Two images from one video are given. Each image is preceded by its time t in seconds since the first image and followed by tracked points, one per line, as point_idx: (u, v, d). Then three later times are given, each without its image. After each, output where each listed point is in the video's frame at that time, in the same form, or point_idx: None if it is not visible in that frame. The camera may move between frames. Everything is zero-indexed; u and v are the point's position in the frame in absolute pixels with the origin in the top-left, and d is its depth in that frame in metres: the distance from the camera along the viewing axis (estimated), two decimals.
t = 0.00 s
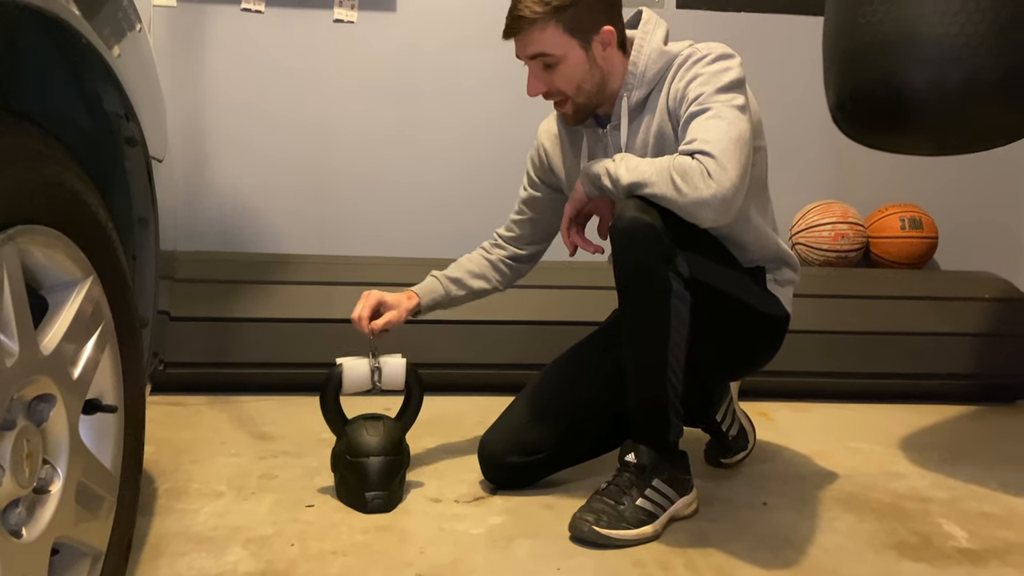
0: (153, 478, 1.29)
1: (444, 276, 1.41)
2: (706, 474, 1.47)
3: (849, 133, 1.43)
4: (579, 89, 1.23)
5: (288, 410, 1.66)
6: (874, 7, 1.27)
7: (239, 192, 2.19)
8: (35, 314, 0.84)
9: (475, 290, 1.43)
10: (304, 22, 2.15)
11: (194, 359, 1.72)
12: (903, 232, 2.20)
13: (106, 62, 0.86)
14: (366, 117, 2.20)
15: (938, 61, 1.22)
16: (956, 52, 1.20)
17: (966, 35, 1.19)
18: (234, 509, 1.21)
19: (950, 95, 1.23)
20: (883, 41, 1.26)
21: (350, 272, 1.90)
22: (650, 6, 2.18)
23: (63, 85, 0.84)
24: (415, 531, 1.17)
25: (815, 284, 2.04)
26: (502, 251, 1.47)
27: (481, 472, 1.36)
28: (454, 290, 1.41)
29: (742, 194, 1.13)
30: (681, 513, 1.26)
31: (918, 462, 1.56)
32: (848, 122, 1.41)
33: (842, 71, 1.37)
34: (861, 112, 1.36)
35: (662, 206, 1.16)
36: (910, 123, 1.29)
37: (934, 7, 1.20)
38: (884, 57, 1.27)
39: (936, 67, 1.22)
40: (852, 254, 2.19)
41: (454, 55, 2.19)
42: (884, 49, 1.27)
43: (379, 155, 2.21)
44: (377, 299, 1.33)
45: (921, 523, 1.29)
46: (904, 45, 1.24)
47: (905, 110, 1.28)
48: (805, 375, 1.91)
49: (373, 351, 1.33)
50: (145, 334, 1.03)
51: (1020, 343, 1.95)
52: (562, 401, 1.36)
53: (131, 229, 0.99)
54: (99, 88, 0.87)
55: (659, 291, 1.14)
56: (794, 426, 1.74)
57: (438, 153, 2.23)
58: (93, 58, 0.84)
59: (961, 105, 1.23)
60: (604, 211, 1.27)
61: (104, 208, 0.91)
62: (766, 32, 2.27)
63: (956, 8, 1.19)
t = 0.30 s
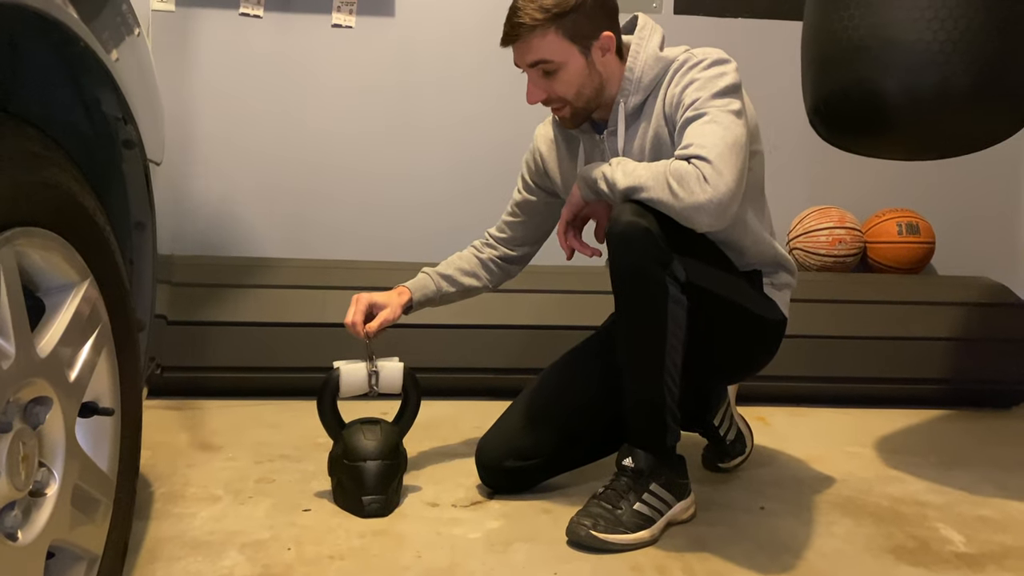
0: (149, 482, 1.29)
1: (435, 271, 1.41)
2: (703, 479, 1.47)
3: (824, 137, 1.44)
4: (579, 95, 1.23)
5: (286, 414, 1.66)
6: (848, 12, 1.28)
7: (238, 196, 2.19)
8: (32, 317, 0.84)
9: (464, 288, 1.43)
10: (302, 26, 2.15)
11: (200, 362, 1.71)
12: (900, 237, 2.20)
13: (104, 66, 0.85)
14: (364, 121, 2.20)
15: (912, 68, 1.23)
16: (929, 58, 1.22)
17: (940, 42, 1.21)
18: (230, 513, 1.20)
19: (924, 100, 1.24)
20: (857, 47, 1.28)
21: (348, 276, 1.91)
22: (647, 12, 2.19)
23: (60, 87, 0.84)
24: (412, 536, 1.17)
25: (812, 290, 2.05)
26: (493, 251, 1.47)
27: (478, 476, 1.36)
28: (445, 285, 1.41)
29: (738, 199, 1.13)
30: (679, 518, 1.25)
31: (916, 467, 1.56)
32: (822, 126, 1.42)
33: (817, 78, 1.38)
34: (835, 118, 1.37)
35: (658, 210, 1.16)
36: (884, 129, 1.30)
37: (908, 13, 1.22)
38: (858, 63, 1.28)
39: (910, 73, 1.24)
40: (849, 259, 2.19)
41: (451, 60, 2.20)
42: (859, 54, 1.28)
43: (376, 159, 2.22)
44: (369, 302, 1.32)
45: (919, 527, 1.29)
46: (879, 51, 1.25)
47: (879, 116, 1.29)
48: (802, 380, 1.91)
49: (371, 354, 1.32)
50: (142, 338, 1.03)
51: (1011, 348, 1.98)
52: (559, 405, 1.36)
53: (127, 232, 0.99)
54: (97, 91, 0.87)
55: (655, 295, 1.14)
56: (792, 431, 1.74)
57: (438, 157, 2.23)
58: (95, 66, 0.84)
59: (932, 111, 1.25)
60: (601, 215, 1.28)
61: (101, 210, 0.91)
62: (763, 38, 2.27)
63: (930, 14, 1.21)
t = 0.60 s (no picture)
0: (147, 486, 1.28)
1: (434, 275, 1.41)
2: (702, 483, 1.47)
3: (811, 141, 1.45)
4: (576, 99, 1.23)
5: (284, 418, 1.66)
6: (836, 15, 1.30)
7: (239, 200, 2.19)
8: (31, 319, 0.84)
9: (464, 292, 1.43)
10: (302, 30, 2.16)
11: (200, 367, 1.72)
12: (898, 242, 2.21)
13: (105, 69, 0.85)
14: (364, 125, 2.21)
15: (899, 72, 1.25)
16: (916, 62, 1.24)
17: (926, 47, 1.23)
18: (228, 517, 1.20)
19: (910, 104, 1.26)
20: (846, 51, 1.29)
21: (348, 280, 1.91)
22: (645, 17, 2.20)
23: (59, 91, 0.84)
24: (410, 540, 1.16)
25: (811, 294, 2.04)
26: (492, 255, 1.47)
27: (476, 480, 1.36)
28: (444, 290, 1.41)
29: (734, 203, 1.13)
30: (678, 522, 1.25)
31: (914, 471, 1.56)
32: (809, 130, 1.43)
33: (804, 82, 1.39)
34: (821, 122, 1.38)
35: (655, 215, 1.16)
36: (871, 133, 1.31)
37: (896, 18, 1.24)
38: (846, 67, 1.29)
39: (898, 77, 1.25)
40: (847, 264, 2.19)
41: (450, 65, 2.21)
42: (847, 58, 1.29)
43: (375, 163, 2.22)
44: (367, 306, 1.32)
45: (918, 532, 1.29)
46: (868, 55, 1.26)
47: (868, 120, 1.30)
48: (800, 384, 1.91)
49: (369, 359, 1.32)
50: (140, 340, 1.03)
51: (1009, 352, 1.98)
52: (557, 408, 1.36)
53: (125, 234, 0.99)
54: (97, 94, 0.87)
55: (653, 299, 1.14)
56: (790, 435, 1.74)
57: (438, 161, 2.23)
58: (94, 67, 0.84)
59: (918, 115, 1.26)
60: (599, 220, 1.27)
61: (100, 212, 0.91)
62: (761, 43, 2.28)
63: (917, 18, 1.23)
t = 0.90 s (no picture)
0: (145, 494, 1.28)
1: (434, 283, 1.41)
2: (701, 491, 1.47)
3: (813, 150, 1.45)
4: (576, 107, 1.23)
5: (283, 426, 1.66)
6: (837, 25, 1.30)
7: (239, 206, 2.19)
8: (31, 326, 0.84)
9: (464, 299, 1.43)
10: (302, 38, 2.17)
11: (201, 375, 1.72)
12: (896, 250, 2.21)
13: (107, 77, 0.86)
14: (364, 133, 2.21)
15: (902, 82, 1.25)
16: (919, 71, 1.24)
17: (928, 56, 1.24)
18: (227, 525, 1.20)
19: (914, 113, 1.26)
20: (848, 60, 1.29)
21: (348, 287, 1.91)
22: (645, 26, 2.21)
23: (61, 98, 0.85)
24: (409, 548, 1.16)
25: (810, 302, 2.05)
26: (492, 263, 1.47)
27: (476, 488, 1.36)
28: (444, 298, 1.41)
29: (733, 211, 1.14)
30: (677, 530, 1.25)
31: (914, 479, 1.56)
32: (811, 138, 1.43)
33: (806, 90, 1.39)
34: (824, 131, 1.38)
35: (654, 223, 1.16)
36: (874, 141, 1.32)
37: (898, 27, 1.24)
38: (848, 76, 1.30)
39: (901, 86, 1.26)
40: (846, 272, 2.20)
41: (449, 73, 2.21)
42: (849, 67, 1.29)
43: (375, 170, 2.22)
44: (365, 313, 1.32)
45: (917, 540, 1.29)
46: (870, 65, 1.27)
47: (871, 129, 1.31)
48: (800, 392, 1.91)
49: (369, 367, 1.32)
50: (140, 347, 1.03)
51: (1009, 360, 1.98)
52: (557, 416, 1.36)
53: (126, 241, 0.99)
54: (98, 101, 0.87)
55: (651, 307, 1.14)
56: (789, 444, 1.74)
57: (438, 170, 2.24)
58: (96, 73, 0.84)
59: (918, 124, 1.27)
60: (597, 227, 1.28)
61: (101, 219, 0.91)
62: (759, 52, 2.29)
63: (919, 27, 1.23)
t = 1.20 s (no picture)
0: (146, 499, 1.28)
1: (436, 290, 1.41)
2: (702, 497, 1.47)
3: (834, 159, 1.46)
4: (578, 111, 1.23)
5: (284, 431, 1.65)
6: (855, 32, 1.31)
7: (240, 211, 2.19)
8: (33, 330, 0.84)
9: (467, 306, 1.43)
10: (304, 44, 2.17)
11: (201, 381, 1.72)
12: (897, 257, 2.21)
13: (111, 82, 0.86)
14: (366, 138, 2.21)
15: (921, 88, 1.25)
16: (938, 77, 1.24)
17: (947, 62, 1.23)
18: (228, 531, 1.19)
19: (933, 119, 1.26)
20: (867, 67, 1.29)
21: (348, 292, 1.92)
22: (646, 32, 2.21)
23: (66, 103, 0.85)
24: (410, 554, 1.16)
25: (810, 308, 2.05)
26: (495, 269, 1.47)
27: (477, 493, 1.36)
28: (446, 304, 1.41)
29: (735, 218, 1.14)
30: (679, 536, 1.25)
31: (915, 486, 1.56)
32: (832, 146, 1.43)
33: (825, 97, 1.40)
34: (845, 138, 1.38)
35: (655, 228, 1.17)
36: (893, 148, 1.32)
37: (916, 33, 1.24)
38: (866, 82, 1.30)
39: (919, 93, 1.25)
40: (846, 279, 2.20)
41: (450, 80, 2.22)
42: (867, 73, 1.30)
43: (376, 176, 2.22)
44: (366, 320, 1.32)
45: (920, 547, 1.29)
46: (888, 71, 1.27)
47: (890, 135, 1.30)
48: (801, 399, 1.91)
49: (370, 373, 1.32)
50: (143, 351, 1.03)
51: (1011, 366, 1.97)
52: (558, 421, 1.36)
53: (129, 245, 0.99)
54: (103, 106, 0.87)
55: (652, 312, 1.14)
56: (791, 450, 1.74)
57: (440, 177, 2.24)
58: (98, 76, 0.84)
59: (937, 131, 1.26)
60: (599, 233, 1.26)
61: (104, 224, 0.91)
62: (760, 59, 2.30)
63: (938, 33, 1.23)
